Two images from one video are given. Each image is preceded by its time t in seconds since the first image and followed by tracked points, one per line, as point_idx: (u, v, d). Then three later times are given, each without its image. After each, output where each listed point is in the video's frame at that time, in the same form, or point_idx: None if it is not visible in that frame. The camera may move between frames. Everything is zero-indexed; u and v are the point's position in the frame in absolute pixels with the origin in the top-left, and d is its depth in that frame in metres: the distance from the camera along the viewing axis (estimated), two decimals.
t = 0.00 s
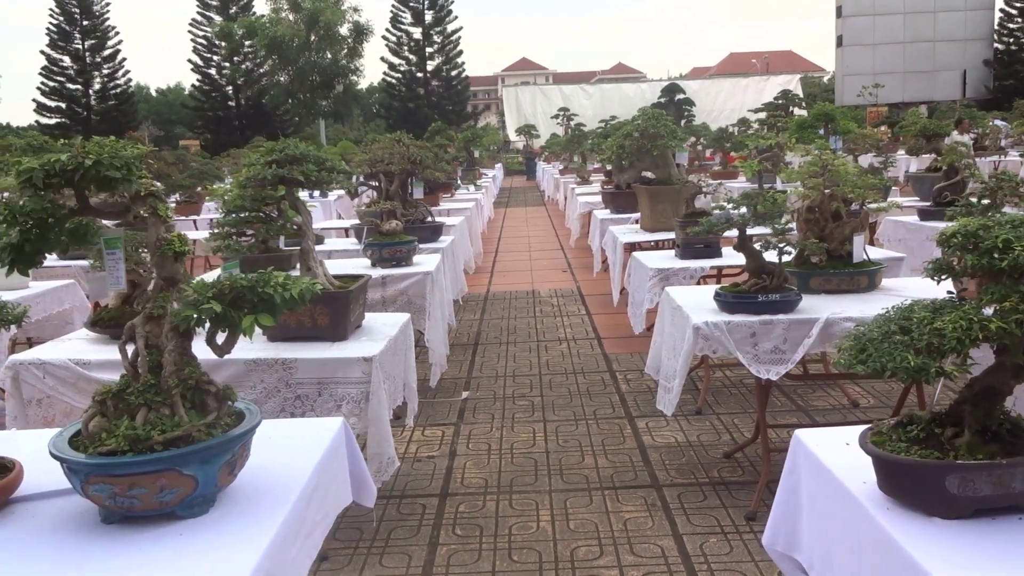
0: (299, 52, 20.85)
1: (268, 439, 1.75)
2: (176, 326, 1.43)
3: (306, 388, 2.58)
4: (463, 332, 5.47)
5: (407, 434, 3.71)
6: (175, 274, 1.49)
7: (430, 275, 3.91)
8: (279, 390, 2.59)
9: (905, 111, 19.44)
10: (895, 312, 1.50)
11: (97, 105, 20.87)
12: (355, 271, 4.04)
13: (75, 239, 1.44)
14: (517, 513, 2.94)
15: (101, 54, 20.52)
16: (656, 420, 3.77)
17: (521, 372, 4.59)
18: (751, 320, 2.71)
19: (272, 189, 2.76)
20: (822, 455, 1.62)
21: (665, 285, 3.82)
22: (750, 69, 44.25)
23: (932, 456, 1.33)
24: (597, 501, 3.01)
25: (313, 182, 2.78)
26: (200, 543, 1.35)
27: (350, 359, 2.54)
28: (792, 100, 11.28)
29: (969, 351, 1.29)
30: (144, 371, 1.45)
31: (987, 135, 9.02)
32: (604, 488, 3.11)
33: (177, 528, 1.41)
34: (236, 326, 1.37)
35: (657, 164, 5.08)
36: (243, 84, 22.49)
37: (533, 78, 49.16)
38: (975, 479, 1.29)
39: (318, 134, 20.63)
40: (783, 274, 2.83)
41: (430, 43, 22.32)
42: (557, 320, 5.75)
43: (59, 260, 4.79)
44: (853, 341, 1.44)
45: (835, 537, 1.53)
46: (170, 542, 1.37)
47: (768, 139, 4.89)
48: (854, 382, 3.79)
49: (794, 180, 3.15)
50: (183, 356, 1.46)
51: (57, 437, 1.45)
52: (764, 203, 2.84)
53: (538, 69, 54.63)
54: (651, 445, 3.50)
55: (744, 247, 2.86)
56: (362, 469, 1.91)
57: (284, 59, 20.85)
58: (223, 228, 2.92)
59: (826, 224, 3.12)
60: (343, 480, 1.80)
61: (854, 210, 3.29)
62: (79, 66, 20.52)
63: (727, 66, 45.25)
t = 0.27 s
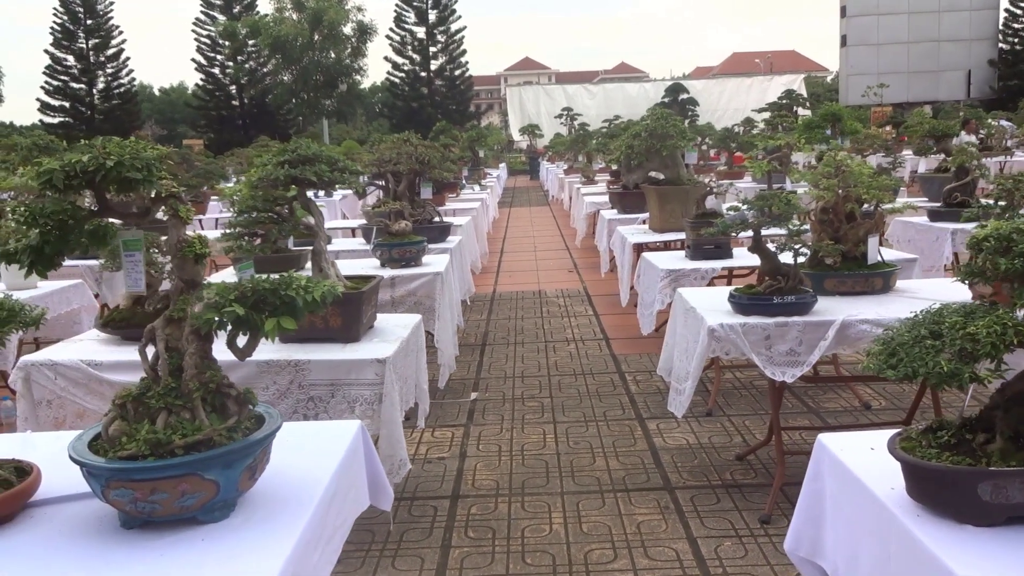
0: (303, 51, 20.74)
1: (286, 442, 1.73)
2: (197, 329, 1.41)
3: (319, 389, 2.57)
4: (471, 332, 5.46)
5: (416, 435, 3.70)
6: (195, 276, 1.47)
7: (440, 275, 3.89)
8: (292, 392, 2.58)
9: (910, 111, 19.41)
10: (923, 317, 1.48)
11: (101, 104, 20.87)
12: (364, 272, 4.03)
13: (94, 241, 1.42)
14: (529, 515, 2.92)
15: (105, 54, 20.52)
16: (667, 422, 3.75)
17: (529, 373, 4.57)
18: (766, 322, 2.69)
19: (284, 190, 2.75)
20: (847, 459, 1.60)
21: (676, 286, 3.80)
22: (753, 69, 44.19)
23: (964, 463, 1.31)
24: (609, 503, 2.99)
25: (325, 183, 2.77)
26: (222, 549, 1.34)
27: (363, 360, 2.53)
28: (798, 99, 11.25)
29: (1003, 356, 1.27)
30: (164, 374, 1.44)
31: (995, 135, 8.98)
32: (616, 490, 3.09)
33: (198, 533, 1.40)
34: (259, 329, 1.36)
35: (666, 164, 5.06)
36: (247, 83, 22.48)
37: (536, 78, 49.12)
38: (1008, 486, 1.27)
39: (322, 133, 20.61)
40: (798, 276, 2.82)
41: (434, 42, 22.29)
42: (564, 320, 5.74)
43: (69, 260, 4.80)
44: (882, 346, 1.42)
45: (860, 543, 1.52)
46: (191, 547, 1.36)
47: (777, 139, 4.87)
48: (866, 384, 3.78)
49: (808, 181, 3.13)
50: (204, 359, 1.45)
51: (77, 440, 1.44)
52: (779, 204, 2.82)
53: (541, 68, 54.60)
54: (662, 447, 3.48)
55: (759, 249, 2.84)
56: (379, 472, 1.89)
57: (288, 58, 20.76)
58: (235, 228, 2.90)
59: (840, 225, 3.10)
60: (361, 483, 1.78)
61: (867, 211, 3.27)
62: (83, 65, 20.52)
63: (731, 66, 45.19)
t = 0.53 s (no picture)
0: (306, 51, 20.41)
1: (303, 444, 1.72)
2: (217, 330, 1.41)
3: (331, 390, 2.55)
4: (478, 332, 5.45)
5: (425, 436, 3.69)
6: (215, 277, 1.46)
7: (449, 276, 3.87)
8: (304, 392, 2.56)
9: (914, 110, 19.37)
10: (950, 318, 1.46)
11: (105, 104, 20.88)
12: (372, 272, 4.01)
13: (114, 242, 1.42)
14: (540, 517, 2.91)
15: (108, 54, 20.52)
16: (677, 423, 3.74)
17: (537, 373, 4.56)
18: (780, 322, 2.67)
19: (295, 190, 2.74)
20: (869, 461, 1.59)
21: (686, 287, 3.79)
22: (756, 68, 44.13)
23: (993, 466, 1.29)
24: (621, 505, 2.98)
25: (336, 183, 2.76)
26: (243, 552, 1.33)
27: (376, 361, 2.51)
28: (804, 99, 11.21)
29: None
30: (184, 375, 1.43)
31: (1003, 135, 8.94)
32: (628, 492, 3.08)
33: (218, 536, 1.39)
34: (280, 331, 1.35)
35: (674, 164, 5.05)
36: (250, 83, 22.48)
37: (539, 77, 49.10)
38: None
39: (325, 133, 20.59)
40: (812, 276, 2.80)
41: (437, 42, 22.27)
42: (571, 320, 5.72)
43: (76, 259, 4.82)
44: (908, 347, 1.41)
45: (883, 546, 1.51)
46: (212, 550, 1.35)
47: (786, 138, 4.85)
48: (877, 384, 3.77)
49: (820, 181, 3.12)
50: (224, 361, 1.44)
51: (95, 442, 1.43)
52: (792, 204, 2.81)
53: (543, 68, 54.53)
54: (673, 447, 3.47)
55: (772, 249, 2.82)
56: (395, 474, 1.89)
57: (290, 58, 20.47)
58: (246, 228, 2.90)
59: (853, 225, 3.09)
60: (378, 485, 1.77)
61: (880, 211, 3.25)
62: (86, 65, 20.52)
63: (734, 66, 45.13)
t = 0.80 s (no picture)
0: (309, 51, 20.47)
1: (324, 443, 1.71)
2: (241, 329, 1.40)
3: (345, 389, 2.54)
4: (485, 332, 5.43)
5: (436, 436, 3.68)
6: (239, 276, 1.45)
7: (460, 275, 3.86)
8: (319, 391, 2.55)
9: (918, 110, 19.34)
10: (980, 317, 1.45)
11: (108, 103, 20.89)
12: (382, 271, 4.00)
13: (137, 240, 1.41)
14: (554, 517, 2.89)
15: (112, 53, 20.53)
16: (688, 422, 3.72)
17: (547, 373, 4.55)
18: (796, 322, 2.66)
19: (308, 188, 2.73)
20: (896, 461, 1.59)
21: (698, 286, 3.78)
22: (759, 68, 44.07)
23: None
24: (634, 505, 2.97)
25: (350, 181, 2.75)
26: (269, 552, 1.32)
27: (390, 360, 2.50)
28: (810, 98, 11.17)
29: None
30: (208, 374, 1.42)
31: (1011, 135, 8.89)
32: (641, 491, 3.07)
33: (243, 536, 1.38)
34: (306, 329, 1.34)
35: (683, 163, 5.04)
36: (253, 82, 22.49)
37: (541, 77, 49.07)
38: None
39: (328, 133, 20.58)
40: (828, 275, 2.79)
41: (440, 41, 22.25)
42: (579, 320, 5.70)
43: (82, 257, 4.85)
44: (939, 347, 1.40)
45: (911, 547, 1.50)
46: (237, 550, 1.34)
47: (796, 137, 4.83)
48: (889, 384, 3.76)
49: (834, 180, 3.11)
50: (248, 359, 1.43)
51: (118, 441, 1.43)
52: (807, 203, 2.80)
53: (545, 67, 54.49)
54: (685, 447, 3.46)
55: (788, 248, 2.81)
56: (414, 474, 1.88)
57: (294, 57, 20.44)
58: (259, 227, 2.89)
59: (867, 224, 3.08)
60: (398, 485, 1.76)
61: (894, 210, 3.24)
62: (89, 64, 20.53)
63: (737, 65, 45.07)
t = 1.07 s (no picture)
0: (314, 50, 20.44)
1: (348, 444, 1.71)
2: (270, 329, 1.39)
3: (363, 389, 2.54)
4: (495, 332, 5.42)
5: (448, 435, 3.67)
6: (267, 276, 1.45)
7: (472, 275, 3.86)
8: (336, 391, 2.55)
9: (924, 110, 19.30)
10: (1012, 318, 1.44)
11: (114, 103, 20.93)
12: (393, 270, 3.99)
13: (165, 240, 1.40)
14: (569, 517, 2.89)
15: (117, 53, 20.57)
16: (701, 423, 3.71)
17: (557, 372, 4.54)
18: (814, 322, 2.65)
19: (325, 188, 2.73)
20: (923, 462, 1.58)
21: (711, 286, 3.77)
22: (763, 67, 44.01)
23: None
24: (649, 505, 2.96)
25: (367, 180, 2.75)
26: (299, 553, 1.32)
27: (407, 360, 2.49)
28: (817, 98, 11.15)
29: None
30: (237, 374, 1.42)
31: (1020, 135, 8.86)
32: (656, 492, 3.06)
33: (272, 537, 1.38)
34: (335, 329, 1.33)
35: (694, 163, 5.03)
36: (258, 82, 22.53)
37: (545, 76, 49.03)
38: None
39: (332, 132, 20.58)
40: (845, 276, 2.78)
41: (445, 41, 22.25)
42: (588, 320, 5.69)
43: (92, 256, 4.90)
44: (971, 348, 1.39)
45: (940, 548, 1.49)
46: (267, 551, 1.34)
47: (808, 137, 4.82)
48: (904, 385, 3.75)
49: (850, 180, 3.10)
50: (277, 359, 1.43)
51: (146, 441, 1.43)
52: (824, 203, 2.79)
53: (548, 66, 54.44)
54: (698, 447, 3.45)
55: (805, 248, 2.80)
56: (436, 475, 1.87)
57: (299, 57, 20.45)
58: (274, 226, 2.89)
59: (883, 224, 3.06)
60: (421, 486, 1.76)
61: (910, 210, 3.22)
62: (95, 64, 20.57)
63: (741, 65, 44.99)
